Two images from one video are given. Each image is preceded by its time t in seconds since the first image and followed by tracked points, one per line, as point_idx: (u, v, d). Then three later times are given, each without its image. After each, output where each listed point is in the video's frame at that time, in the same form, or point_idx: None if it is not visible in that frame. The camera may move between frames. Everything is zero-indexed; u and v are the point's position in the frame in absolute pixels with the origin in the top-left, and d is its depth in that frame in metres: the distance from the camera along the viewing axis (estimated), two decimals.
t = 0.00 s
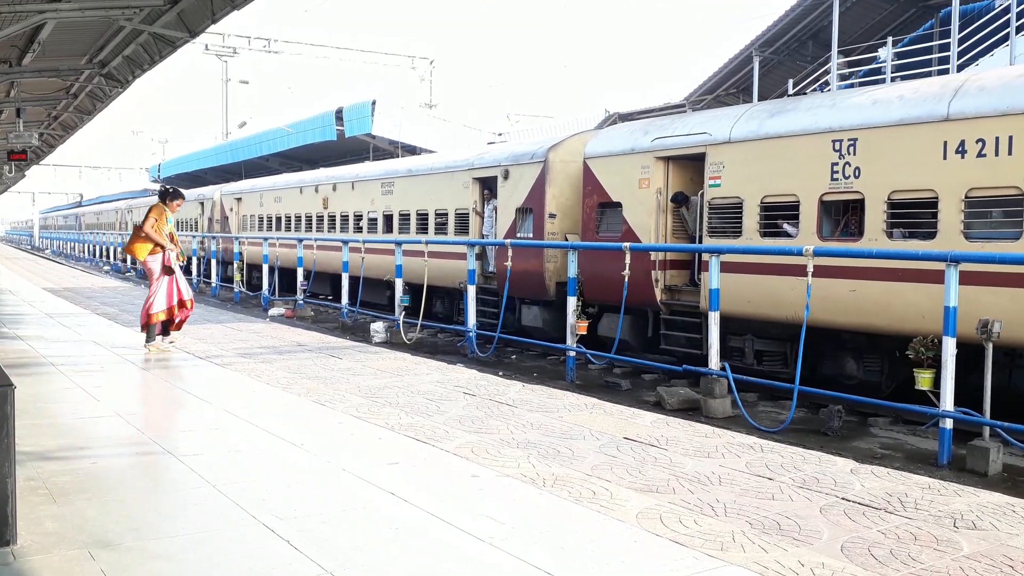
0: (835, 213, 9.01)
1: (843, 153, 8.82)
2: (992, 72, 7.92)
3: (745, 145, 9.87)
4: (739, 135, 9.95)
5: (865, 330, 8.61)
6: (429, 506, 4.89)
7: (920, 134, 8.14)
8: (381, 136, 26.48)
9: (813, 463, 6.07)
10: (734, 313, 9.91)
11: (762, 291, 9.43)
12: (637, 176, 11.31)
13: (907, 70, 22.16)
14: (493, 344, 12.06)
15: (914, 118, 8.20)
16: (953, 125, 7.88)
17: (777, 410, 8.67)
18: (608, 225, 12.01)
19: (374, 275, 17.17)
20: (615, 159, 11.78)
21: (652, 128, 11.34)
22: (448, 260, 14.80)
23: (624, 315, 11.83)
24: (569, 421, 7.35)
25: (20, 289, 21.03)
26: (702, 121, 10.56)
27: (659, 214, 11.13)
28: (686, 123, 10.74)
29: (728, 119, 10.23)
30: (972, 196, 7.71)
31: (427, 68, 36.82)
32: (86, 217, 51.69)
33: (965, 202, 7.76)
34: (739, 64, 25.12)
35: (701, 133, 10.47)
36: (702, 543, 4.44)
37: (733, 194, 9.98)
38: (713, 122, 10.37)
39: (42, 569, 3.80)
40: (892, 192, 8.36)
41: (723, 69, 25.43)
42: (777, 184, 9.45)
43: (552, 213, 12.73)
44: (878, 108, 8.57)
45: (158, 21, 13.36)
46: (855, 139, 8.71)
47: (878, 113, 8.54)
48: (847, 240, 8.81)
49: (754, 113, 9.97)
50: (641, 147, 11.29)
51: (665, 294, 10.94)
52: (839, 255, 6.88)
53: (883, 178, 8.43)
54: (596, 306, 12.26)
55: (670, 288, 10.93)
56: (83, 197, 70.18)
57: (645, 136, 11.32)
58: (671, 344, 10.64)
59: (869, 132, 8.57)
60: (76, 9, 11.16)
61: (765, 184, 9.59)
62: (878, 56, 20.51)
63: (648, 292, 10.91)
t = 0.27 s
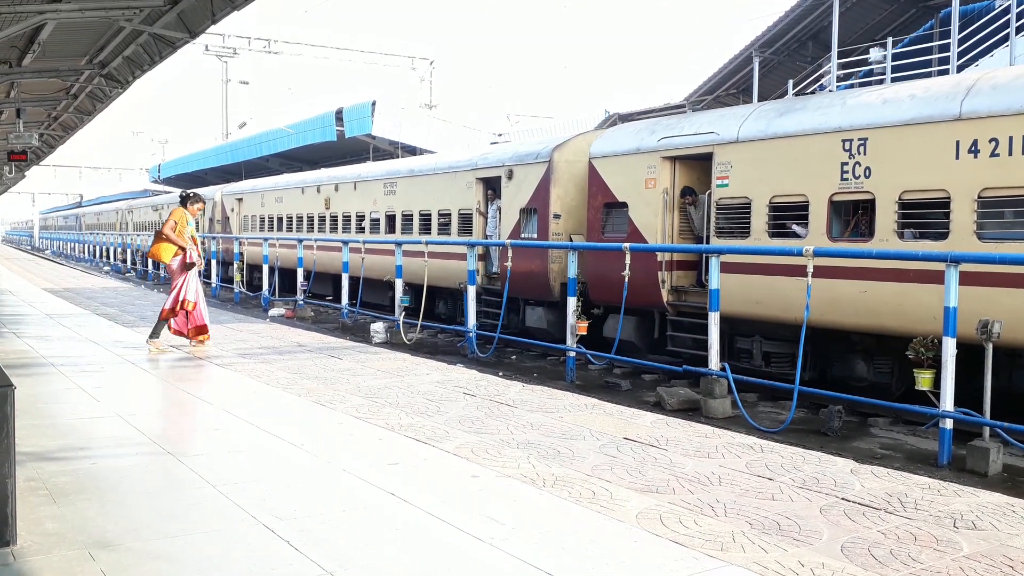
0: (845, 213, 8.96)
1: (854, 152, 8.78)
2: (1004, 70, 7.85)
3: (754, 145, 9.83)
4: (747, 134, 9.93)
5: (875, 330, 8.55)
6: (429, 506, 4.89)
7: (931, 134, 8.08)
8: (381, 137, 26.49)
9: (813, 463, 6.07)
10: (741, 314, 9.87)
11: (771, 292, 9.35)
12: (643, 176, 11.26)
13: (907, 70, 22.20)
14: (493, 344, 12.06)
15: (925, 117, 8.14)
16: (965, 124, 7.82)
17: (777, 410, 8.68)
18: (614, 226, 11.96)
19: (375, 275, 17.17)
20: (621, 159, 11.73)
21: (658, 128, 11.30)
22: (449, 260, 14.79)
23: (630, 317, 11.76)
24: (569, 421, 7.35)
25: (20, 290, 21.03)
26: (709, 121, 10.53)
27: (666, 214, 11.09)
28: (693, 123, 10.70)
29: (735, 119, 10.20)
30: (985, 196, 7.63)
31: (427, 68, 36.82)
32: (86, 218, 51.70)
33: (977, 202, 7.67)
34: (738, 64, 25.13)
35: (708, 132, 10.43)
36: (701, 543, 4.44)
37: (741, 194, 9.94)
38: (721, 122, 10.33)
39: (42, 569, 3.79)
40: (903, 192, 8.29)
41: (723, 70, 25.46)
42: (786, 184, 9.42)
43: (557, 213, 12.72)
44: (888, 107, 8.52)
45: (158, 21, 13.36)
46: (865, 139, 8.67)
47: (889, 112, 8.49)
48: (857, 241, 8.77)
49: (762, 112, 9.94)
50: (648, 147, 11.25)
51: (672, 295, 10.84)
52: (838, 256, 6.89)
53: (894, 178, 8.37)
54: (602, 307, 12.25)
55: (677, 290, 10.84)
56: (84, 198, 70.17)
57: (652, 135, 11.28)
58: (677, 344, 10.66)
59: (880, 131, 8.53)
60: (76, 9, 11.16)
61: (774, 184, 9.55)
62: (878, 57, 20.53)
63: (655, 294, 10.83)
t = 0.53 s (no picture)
0: (855, 212, 8.93)
1: (864, 150, 8.73)
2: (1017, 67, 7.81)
3: (762, 143, 9.77)
4: (756, 132, 9.85)
5: (885, 330, 8.49)
6: (429, 504, 4.89)
7: (943, 131, 8.04)
8: (381, 135, 26.49)
9: (813, 462, 6.07)
10: (748, 313, 9.79)
11: (781, 292, 9.29)
12: (649, 174, 11.18)
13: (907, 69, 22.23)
14: (493, 342, 12.09)
15: (937, 114, 8.10)
16: (978, 122, 7.77)
17: (777, 409, 8.70)
18: (620, 224, 11.89)
19: (375, 274, 17.17)
20: (626, 157, 11.65)
21: (665, 125, 11.21)
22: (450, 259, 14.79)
23: (637, 316, 11.71)
24: (569, 420, 7.35)
25: (20, 288, 21.01)
26: (717, 118, 10.46)
27: (673, 213, 11.03)
28: (700, 121, 10.64)
29: (743, 117, 10.13)
30: (997, 195, 7.61)
31: (427, 66, 36.78)
32: (86, 216, 51.70)
33: (990, 201, 7.66)
34: (739, 63, 25.12)
35: (716, 130, 10.37)
36: (701, 542, 4.44)
37: (749, 192, 9.89)
38: (729, 119, 10.27)
39: (42, 568, 3.80)
40: (914, 191, 8.25)
41: (723, 68, 25.46)
42: (795, 182, 9.35)
43: (562, 212, 12.71)
44: (899, 105, 8.47)
45: (158, 20, 13.36)
46: (876, 136, 8.61)
47: (900, 109, 8.44)
48: (868, 240, 8.73)
49: (771, 110, 9.87)
50: (654, 145, 11.17)
51: (679, 294, 10.80)
52: (839, 255, 6.89)
53: (905, 176, 8.33)
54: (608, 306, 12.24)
55: (684, 289, 10.80)
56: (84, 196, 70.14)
57: (657, 133, 11.20)
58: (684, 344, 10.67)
59: (891, 129, 8.48)
60: (76, 7, 11.14)
61: (783, 183, 9.50)
62: (878, 55, 20.52)
63: (662, 293, 10.77)
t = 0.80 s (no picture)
0: (866, 212, 8.88)
1: (875, 149, 8.67)
2: None
3: (771, 142, 9.71)
4: (765, 131, 9.79)
5: (896, 331, 8.45)
6: (430, 504, 4.89)
7: (957, 130, 7.98)
8: (382, 135, 26.49)
9: (813, 462, 6.07)
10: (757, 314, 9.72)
11: (790, 292, 9.26)
12: (657, 173, 11.15)
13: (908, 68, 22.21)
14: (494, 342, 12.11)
15: (950, 113, 8.03)
16: (992, 120, 7.71)
17: (777, 408, 8.70)
18: (626, 223, 11.82)
19: (376, 273, 17.18)
20: (633, 156, 11.59)
21: (673, 124, 11.15)
22: (452, 258, 14.79)
23: (644, 316, 11.65)
24: (569, 419, 7.35)
25: (21, 287, 21.00)
26: (726, 117, 10.41)
27: (680, 212, 11.01)
28: (709, 120, 10.58)
29: (753, 115, 10.07)
30: (1013, 194, 7.56)
31: (428, 66, 36.76)
32: (87, 215, 51.71)
33: (1005, 200, 7.61)
34: (739, 62, 25.12)
35: (724, 129, 10.32)
36: (701, 541, 4.44)
37: (758, 191, 9.83)
38: (738, 118, 10.21)
39: (43, 567, 3.80)
40: (927, 190, 8.20)
41: (724, 68, 25.44)
42: (805, 181, 9.29)
43: (567, 212, 12.68)
44: (912, 103, 8.40)
45: (159, 19, 13.36)
46: (888, 135, 8.55)
47: (912, 107, 8.38)
48: (880, 239, 8.67)
49: (781, 108, 9.81)
50: (661, 144, 11.12)
51: (687, 295, 10.75)
52: (840, 254, 6.88)
53: (918, 175, 8.27)
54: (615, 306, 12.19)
55: (691, 289, 10.77)
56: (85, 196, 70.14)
57: (665, 132, 11.14)
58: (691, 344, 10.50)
59: (903, 127, 8.42)
60: (77, 7, 11.14)
61: (793, 181, 9.44)
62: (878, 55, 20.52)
63: (669, 293, 10.73)
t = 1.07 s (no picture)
0: (875, 211, 8.84)
1: (885, 147, 8.64)
2: None
3: (779, 140, 9.68)
4: (772, 129, 9.76)
5: (904, 331, 8.43)
6: (429, 503, 4.89)
7: (968, 128, 7.94)
8: (380, 134, 26.47)
9: (811, 461, 6.08)
10: (762, 314, 9.68)
11: (798, 292, 9.23)
12: (661, 172, 11.10)
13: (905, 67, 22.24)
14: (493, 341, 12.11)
15: (961, 110, 7.99)
16: (1004, 118, 7.66)
17: (775, 407, 8.70)
18: (631, 222, 11.78)
19: (375, 272, 17.16)
20: (637, 154, 11.56)
21: (678, 122, 11.11)
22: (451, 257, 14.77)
23: (649, 317, 11.61)
24: (568, 418, 7.35)
25: (18, 287, 20.95)
26: (733, 115, 10.38)
27: (685, 211, 10.96)
28: (715, 118, 10.55)
29: (759, 114, 10.05)
30: None
31: (426, 65, 36.73)
32: (85, 215, 51.62)
33: (1017, 199, 7.56)
34: (738, 61, 25.12)
35: (731, 127, 10.28)
36: (700, 541, 4.45)
37: (766, 190, 9.79)
38: (745, 116, 10.18)
39: (40, 567, 3.79)
40: (938, 189, 8.16)
41: (722, 67, 25.46)
42: (813, 180, 9.26)
43: (571, 211, 12.63)
44: (922, 101, 8.36)
45: (157, 18, 13.35)
46: (897, 133, 8.52)
47: (922, 105, 8.34)
48: (889, 239, 8.64)
49: (788, 106, 9.78)
50: (667, 142, 11.09)
51: (692, 295, 10.72)
52: (839, 254, 6.88)
53: (928, 174, 8.23)
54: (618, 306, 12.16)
55: (697, 289, 10.73)
56: (82, 195, 70.03)
57: (670, 130, 11.11)
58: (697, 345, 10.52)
59: (912, 125, 8.38)
60: (75, 6, 11.12)
61: (800, 180, 9.41)
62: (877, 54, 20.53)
63: (674, 293, 10.68)
